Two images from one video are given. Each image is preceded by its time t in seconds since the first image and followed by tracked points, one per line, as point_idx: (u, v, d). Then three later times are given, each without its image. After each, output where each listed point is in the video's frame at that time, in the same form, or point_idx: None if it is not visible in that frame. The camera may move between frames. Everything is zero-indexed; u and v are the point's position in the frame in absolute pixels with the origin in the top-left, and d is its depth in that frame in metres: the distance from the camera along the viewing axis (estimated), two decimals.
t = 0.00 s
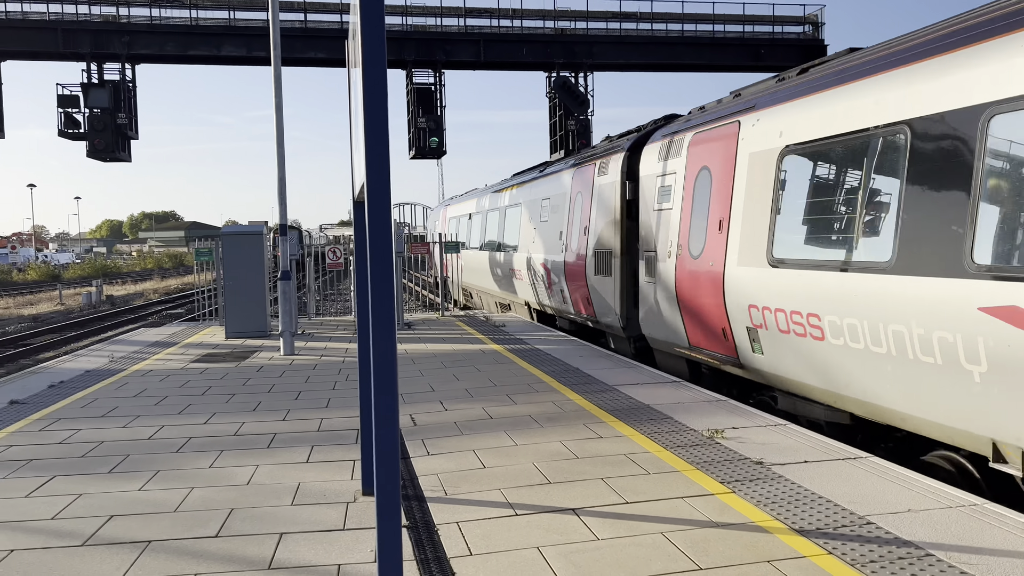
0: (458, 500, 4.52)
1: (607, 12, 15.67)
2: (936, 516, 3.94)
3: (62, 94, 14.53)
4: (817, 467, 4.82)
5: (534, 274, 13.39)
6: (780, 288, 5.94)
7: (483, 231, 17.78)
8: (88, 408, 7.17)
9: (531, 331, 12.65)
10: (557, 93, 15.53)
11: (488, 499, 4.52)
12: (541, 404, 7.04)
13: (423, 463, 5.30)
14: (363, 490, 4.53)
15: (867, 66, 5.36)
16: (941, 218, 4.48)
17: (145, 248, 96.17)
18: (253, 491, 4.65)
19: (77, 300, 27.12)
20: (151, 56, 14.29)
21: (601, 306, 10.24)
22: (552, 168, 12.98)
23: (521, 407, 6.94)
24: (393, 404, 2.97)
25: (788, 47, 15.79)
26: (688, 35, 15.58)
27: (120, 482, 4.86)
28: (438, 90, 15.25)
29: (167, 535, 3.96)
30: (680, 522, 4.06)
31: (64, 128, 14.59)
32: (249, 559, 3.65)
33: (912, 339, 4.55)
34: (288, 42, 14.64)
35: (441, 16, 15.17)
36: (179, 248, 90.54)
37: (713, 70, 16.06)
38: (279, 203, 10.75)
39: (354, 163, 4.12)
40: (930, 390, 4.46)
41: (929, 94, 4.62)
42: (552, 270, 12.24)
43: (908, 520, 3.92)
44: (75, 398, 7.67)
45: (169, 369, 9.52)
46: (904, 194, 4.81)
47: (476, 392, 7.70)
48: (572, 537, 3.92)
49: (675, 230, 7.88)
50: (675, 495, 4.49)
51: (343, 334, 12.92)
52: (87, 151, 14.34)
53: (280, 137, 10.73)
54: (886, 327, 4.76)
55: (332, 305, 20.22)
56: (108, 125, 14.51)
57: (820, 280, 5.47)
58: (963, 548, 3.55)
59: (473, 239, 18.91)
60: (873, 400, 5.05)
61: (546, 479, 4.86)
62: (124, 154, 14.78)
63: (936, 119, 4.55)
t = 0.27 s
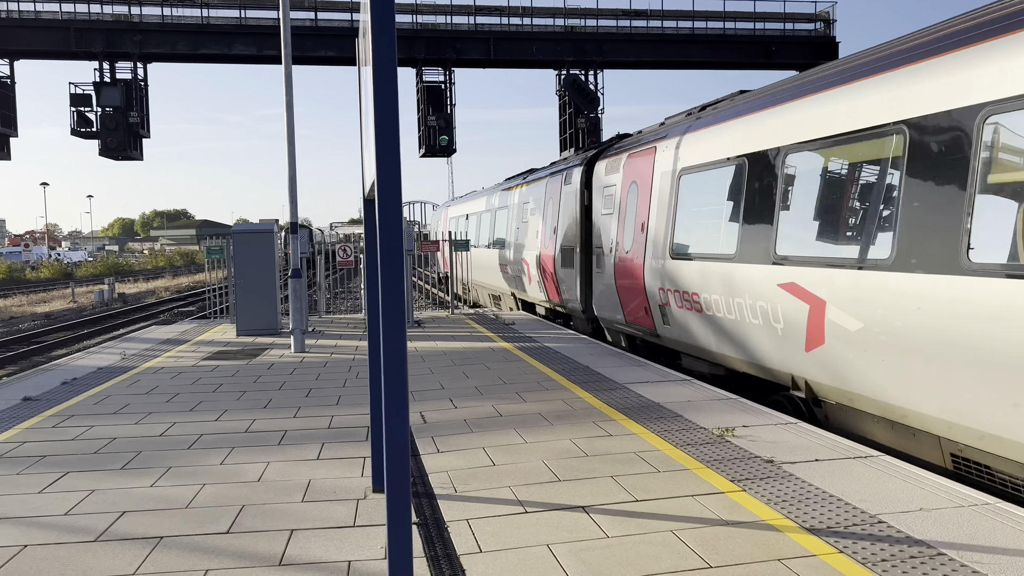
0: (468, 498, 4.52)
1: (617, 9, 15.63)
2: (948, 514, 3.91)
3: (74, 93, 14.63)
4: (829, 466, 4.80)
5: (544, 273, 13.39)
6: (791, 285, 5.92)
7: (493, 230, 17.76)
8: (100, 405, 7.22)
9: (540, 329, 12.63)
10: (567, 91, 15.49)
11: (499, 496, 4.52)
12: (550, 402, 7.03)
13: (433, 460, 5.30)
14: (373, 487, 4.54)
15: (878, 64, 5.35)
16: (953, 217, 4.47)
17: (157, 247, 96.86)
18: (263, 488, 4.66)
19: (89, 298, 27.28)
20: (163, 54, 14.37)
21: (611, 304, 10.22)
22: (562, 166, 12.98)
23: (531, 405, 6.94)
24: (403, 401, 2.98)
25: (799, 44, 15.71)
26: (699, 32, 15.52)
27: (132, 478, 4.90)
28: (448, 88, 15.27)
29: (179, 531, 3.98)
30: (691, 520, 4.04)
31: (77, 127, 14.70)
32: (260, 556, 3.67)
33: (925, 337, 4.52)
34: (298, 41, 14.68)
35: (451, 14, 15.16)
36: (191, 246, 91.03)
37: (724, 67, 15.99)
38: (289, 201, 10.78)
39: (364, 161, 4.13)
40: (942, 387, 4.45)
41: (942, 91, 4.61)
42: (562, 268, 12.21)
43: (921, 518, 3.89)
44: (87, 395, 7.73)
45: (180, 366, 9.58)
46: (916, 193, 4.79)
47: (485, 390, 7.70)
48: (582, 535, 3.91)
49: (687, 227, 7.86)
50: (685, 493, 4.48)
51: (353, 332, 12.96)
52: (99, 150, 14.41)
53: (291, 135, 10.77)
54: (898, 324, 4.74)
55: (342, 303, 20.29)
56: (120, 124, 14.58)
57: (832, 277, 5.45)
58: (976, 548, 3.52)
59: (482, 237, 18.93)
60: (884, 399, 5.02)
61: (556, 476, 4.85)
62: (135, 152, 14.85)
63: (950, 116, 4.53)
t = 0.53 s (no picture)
0: (476, 496, 4.52)
1: (626, 7, 15.57)
2: (959, 514, 3.88)
3: (84, 92, 14.69)
4: (838, 465, 4.77)
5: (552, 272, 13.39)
6: (800, 283, 5.91)
7: (501, 228, 17.75)
8: (110, 402, 7.25)
9: (548, 328, 12.62)
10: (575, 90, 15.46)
11: (507, 495, 4.52)
12: (558, 401, 7.03)
13: (441, 458, 5.31)
14: (381, 485, 4.55)
15: (886, 62, 5.33)
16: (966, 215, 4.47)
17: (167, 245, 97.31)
18: (272, 485, 4.68)
19: (99, 296, 27.41)
20: (172, 53, 14.43)
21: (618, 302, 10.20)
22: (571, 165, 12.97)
23: (539, 404, 6.93)
24: (411, 397, 2.99)
25: (808, 42, 15.64)
26: (707, 30, 15.46)
27: (142, 475, 4.92)
28: (456, 87, 15.28)
29: (188, 528, 4.00)
30: (699, 519, 4.03)
31: (87, 125, 14.78)
32: (269, 553, 3.68)
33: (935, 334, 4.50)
34: (307, 39, 14.70)
35: (459, 12, 15.15)
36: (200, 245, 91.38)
37: (733, 65, 15.92)
38: (297, 199, 10.80)
39: (372, 160, 4.12)
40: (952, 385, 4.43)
41: (950, 90, 4.60)
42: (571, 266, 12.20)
43: (931, 518, 3.87)
44: (98, 392, 7.77)
45: (189, 364, 9.62)
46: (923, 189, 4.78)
47: (493, 388, 7.70)
48: (590, 533, 3.91)
49: (695, 225, 7.84)
50: (693, 492, 4.46)
51: (361, 330, 12.98)
52: (109, 148, 14.49)
53: (299, 134, 10.79)
54: (907, 322, 4.72)
55: (350, 301, 20.32)
56: (129, 123, 14.65)
57: (841, 275, 5.43)
58: (986, 548, 3.50)
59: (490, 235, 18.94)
60: (893, 397, 5.01)
61: (564, 475, 4.85)
62: (145, 151, 14.93)
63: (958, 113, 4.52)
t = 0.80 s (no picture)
0: (481, 495, 4.52)
1: (631, 6, 15.54)
2: (966, 515, 3.86)
3: (90, 91, 14.73)
4: (844, 465, 4.76)
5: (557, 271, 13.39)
6: (804, 282, 5.90)
7: (506, 227, 17.73)
8: (116, 401, 7.27)
9: (553, 327, 12.62)
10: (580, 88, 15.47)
11: (512, 494, 4.51)
12: (563, 400, 7.02)
13: (445, 457, 5.31)
14: (386, 484, 4.55)
15: (889, 62, 5.33)
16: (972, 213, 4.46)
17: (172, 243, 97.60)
18: (277, 484, 4.69)
19: (105, 295, 27.49)
20: (178, 52, 14.47)
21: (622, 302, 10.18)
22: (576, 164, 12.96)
23: (543, 403, 6.93)
24: (417, 396, 2.99)
25: (814, 41, 15.57)
26: (713, 29, 15.40)
27: (148, 473, 4.93)
28: (461, 86, 15.28)
29: (193, 526, 4.01)
30: (704, 519, 4.02)
31: (93, 124, 14.83)
32: (274, 551, 3.68)
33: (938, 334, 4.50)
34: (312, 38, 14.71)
35: (464, 11, 15.14)
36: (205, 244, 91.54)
37: (738, 64, 15.86)
38: (303, 198, 10.81)
39: (378, 159, 4.11)
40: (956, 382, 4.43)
41: (953, 90, 4.59)
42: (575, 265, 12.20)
43: (938, 518, 3.85)
44: (104, 391, 7.79)
45: (195, 363, 9.64)
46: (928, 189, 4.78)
47: (498, 387, 7.70)
48: (595, 532, 3.90)
49: (700, 224, 7.83)
50: (698, 491, 4.45)
51: (366, 329, 12.99)
52: (115, 148, 14.53)
53: (305, 133, 10.80)
54: (911, 321, 4.71)
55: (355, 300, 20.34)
56: (135, 122, 14.68)
57: (846, 274, 5.41)
58: (993, 548, 3.48)
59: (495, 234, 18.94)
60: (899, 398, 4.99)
61: (569, 474, 4.84)
62: (151, 150, 14.98)
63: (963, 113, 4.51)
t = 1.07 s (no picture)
0: (483, 495, 4.51)
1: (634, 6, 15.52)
2: (971, 516, 3.85)
3: (94, 91, 14.75)
4: (848, 466, 4.75)
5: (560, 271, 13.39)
6: (808, 283, 5.88)
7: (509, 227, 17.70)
8: (119, 400, 7.28)
9: (555, 327, 12.61)
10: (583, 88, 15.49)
11: (515, 494, 4.51)
12: (566, 400, 7.01)
13: (449, 457, 5.30)
14: (390, 483, 4.55)
15: (890, 62, 5.33)
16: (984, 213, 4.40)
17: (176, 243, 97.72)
18: (280, 483, 4.69)
19: (108, 294, 27.51)
20: (182, 52, 14.48)
21: (625, 301, 10.16)
22: (578, 164, 12.96)
23: (546, 403, 6.92)
24: (421, 396, 2.98)
25: (818, 41, 15.53)
26: (716, 29, 15.37)
27: (151, 473, 4.94)
28: (464, 86, 15.28)
29: (197, 525, 4.01)
30: (708, 520, 4.01)
31: (97, 124, 14.85)
32: (277, 551, 3.68)
33: (942, 334, 4.48)
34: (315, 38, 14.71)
35: (467, 11, 15.13)
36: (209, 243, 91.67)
37: (742, 64, 15.83)
38: (306, 198, 10.81)
39: (381, 159, 4.11)
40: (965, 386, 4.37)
41: (955, 90, 4.59)
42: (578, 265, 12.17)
43: (942, 519, 3.84)
44: (107, 390, 7.80)
45: (198, 362, 9.64)
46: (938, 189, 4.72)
47: (501, 387, 7.70)
48: (599, 533, 3.90)
49: (703, 224, 7.81)
50: (702, 492, 4.44)
51: (369, 329, 12.98)
52: (118, 147, 14.54)
53: (308, 133, 10.80)
54: (918, 324, 4.67)
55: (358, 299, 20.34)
56: (139, 122, 14.70)
57: (850, 274, 5.39)
58: (998, 549, 3.47)
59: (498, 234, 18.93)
60: (903, 398, 4.98)
61: (572, 474, 4.84)
62: (154, 149, 14.99)
63: (965, 113, 4.50)
